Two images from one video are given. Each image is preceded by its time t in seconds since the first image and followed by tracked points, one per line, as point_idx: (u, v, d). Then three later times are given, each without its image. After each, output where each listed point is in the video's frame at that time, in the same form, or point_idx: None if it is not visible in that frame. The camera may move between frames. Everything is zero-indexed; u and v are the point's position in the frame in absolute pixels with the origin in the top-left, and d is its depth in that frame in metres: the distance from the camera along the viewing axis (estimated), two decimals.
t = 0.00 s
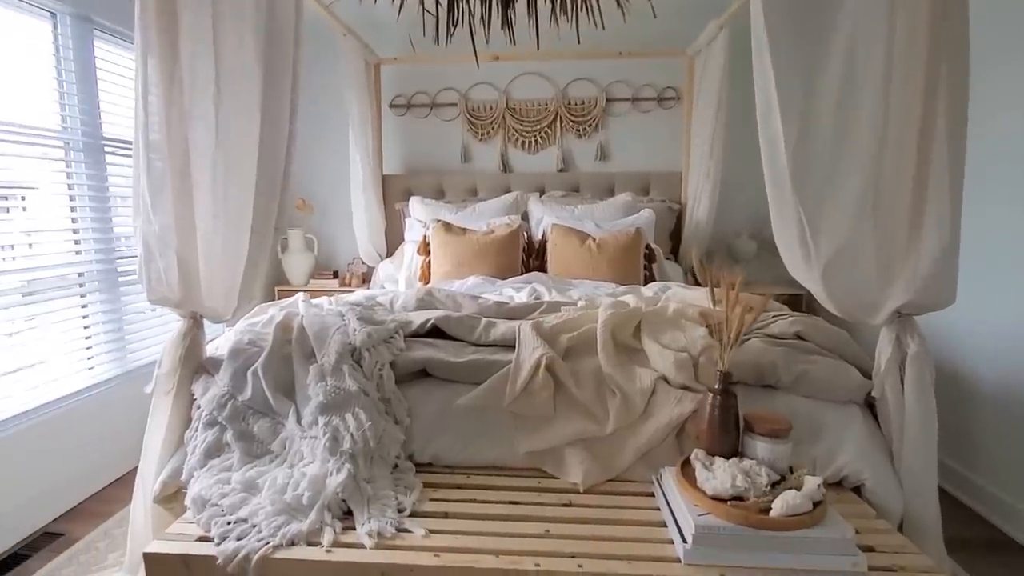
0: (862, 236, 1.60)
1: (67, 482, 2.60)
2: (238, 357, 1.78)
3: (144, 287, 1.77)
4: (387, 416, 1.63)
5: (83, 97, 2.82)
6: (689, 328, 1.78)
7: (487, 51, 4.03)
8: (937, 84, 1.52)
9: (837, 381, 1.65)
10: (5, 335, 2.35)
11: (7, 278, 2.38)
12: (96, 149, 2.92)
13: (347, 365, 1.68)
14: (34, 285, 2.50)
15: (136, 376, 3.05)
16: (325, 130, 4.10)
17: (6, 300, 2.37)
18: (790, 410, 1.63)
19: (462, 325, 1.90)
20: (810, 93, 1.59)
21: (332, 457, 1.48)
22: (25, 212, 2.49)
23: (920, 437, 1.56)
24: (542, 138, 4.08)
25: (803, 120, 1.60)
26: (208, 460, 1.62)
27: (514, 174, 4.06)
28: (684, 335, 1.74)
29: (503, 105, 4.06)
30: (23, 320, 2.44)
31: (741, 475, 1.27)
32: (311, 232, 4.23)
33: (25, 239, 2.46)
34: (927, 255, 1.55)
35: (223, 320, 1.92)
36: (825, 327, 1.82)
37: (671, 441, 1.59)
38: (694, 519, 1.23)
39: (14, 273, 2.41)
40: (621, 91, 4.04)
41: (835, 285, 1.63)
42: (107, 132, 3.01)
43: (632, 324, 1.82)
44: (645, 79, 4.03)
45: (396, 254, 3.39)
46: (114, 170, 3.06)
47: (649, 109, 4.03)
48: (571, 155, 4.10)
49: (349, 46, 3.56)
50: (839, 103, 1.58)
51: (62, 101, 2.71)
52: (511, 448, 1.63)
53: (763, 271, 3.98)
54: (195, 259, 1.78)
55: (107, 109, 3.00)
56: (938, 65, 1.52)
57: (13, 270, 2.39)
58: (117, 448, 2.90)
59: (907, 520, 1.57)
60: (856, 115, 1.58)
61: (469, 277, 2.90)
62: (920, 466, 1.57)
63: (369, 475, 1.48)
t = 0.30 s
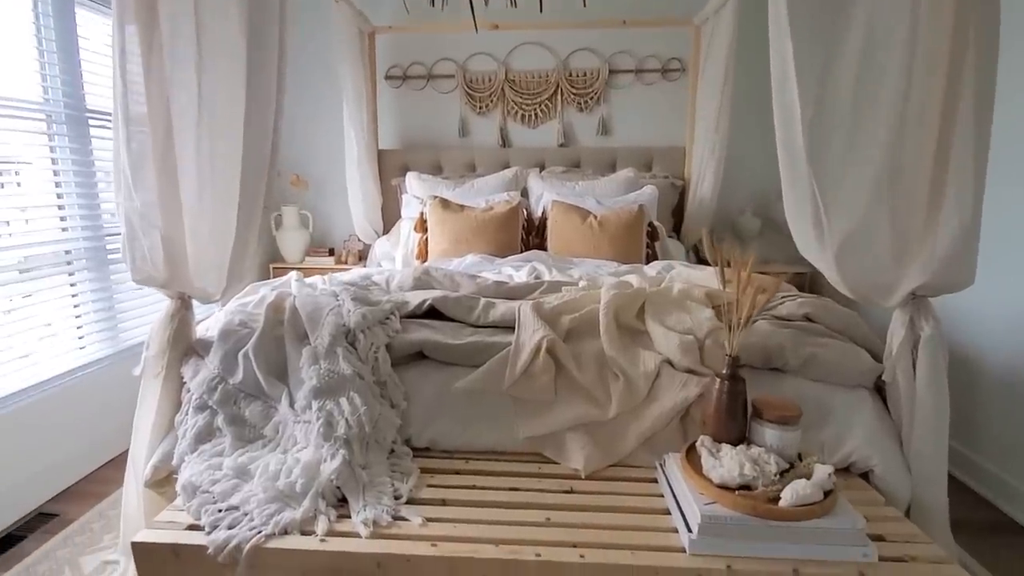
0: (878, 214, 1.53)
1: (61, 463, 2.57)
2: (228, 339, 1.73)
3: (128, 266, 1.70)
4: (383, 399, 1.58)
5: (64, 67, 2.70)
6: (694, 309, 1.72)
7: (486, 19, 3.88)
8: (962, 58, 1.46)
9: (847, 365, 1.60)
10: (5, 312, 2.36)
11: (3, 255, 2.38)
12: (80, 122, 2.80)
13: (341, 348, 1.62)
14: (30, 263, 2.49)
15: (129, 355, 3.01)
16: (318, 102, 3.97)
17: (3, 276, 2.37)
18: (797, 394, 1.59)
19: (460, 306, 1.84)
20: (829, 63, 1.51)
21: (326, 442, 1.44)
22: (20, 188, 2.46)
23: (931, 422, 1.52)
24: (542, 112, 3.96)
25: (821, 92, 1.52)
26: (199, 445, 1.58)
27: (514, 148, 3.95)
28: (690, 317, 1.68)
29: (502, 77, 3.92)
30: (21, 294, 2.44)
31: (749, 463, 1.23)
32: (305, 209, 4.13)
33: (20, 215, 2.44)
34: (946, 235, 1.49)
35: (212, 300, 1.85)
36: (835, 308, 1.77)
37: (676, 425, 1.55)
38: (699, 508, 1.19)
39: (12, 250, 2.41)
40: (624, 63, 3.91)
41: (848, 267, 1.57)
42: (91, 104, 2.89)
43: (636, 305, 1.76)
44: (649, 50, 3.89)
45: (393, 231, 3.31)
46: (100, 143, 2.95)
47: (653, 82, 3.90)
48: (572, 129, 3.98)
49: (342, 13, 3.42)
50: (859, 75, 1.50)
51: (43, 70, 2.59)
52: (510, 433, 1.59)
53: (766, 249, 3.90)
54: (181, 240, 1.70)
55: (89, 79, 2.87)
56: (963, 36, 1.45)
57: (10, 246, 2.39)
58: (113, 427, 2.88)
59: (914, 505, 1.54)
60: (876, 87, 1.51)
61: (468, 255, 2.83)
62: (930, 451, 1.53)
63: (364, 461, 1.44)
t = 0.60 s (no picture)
0: (899, 202, 1.47)
1: (53, 456, 2.51)
2: (220, 331, 1.66)
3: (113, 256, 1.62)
4: (382, 394, 1.52)
5: (48, 46, 2.59)
6: (705, 300, 1.66)
7: None
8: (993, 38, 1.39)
9: (863, 358, 1.55)
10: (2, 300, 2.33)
11: None
12: (65, 104, 2.69)
13: (338, 341, 1.55)
14: (25, 250, 2.46)
15: (120, 346, 2.93)
16: (312, 85, 3.86)
17: None
18: (812, 388, 1.54)
19: (461, 297, 1.77)
20: (852, 43, 1.43)
21: (323, 440, 1.38)
22: (13, 173, 2.42)
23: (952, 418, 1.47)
24: (542, 95, 3.85)
25: (844, 72, 1.44)
26: (189, 442, 1.52)
27: (513, 133, 3.85)
28: (700, 308, 1.62)
29: (502, 59, 3.81)
30: (16, 281, 2.41)
31: (767, 464, 1.17)
32: (299, 195, 4.03)
33: (14, 201, 2.41)
34: (971, 224, 1.43)
35: (203, 291, 1.78)
36: (850, 299, 1.71)
37: (686, 421, 1.49)
38: (714, 511, 1.14)
39: (6, 236, 2.38)
40: (627, 45, 3.79)
41: (867, 256, 1.50)
42: (76, 86, 2.77)
43: (644, 295, 1.69)
44: (653, 31, 3.78)
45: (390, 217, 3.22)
46: (85, 126, 2.83)
47: (657, 64, 3.80)
48: (573, 113, 3.88)
49: None
50: (885, 55, 1.43)
51: (25, 49, 2.48)
52: (514, 429, 1.53)
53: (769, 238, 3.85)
54: (168, 228, 1.62)
55: (73, 59, 2.75)
56: (994, 16, 1.38)
57: (5, 233, 2.36)
58: (106, 419, 2.82)
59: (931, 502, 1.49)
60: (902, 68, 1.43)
61: (467, 243, 2.75)
62: (949, 447, 1.48)
63: (363, 460, 1.38)
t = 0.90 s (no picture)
0: (921, 201, 1.41)
1: (39, 464, 2.41)
2: (209, 336, 1.58)
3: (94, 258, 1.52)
4: (380, 404, 1.45)
5: (30, 36, 2.47)
6: (717, 303, 1.59)
7: None
8: None
9: (883, 365, 1.49)
10: None
11: None
12: (48, 97, 2.58)
13: (334, 347, 1.48)
14: (13, 248, 2.38)
15: (107, 349, 2.82)
16: (306, 79, 3.76)
17: None
18: (831, 396, 1.48)
19: (462, 300, 1.69)
20: (874, 37, 1.38)
21: (318, 454, 1.30)
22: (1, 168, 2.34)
23: (977, 426, 1.42)
24: (541, 91, 3.77)
25: (865, 67, 1.38)
26: (177, 455, 1.44)
27: (512, 130, 3.76)
28: (713, 312, 1.55)
29: (500, 53, 3.73)
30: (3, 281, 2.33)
31: (792, 479, 1.11)
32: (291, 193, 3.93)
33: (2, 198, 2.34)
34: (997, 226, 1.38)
35: (191, 295, 1.69)
36: (867, 302, 1.65)
37: (700, 431, 1.43)
38: (738, 531, 1.07)
39: None
40: (628, 39, 3.72)
41: (886, 256, 1.45)
42: (59, 78, 2.66)
43: (654, 298, 1.62)
44: (654, 25, 3.71)
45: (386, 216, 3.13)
46: (69, 121, 2.72)
47: (658, 60, 3.73)
48: (573, 109, 3.80)
49: None
50: (907, 50, 1.38)
51: (5, 39, 2.37)
52: (521, 440, 1.46)
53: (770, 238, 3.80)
54: (153, 228, 1.53)
55: (56, 50, 2.64)
56: None
57: None
58: (93, 425, 2.72)
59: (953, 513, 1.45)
60: (926, 62, 1.38)
61: (466, 242, 2.67)
62: (973, 457, 1.43)
63: (361, 475, 1.31)
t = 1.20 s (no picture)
0: (943, 200, 1.36)
1: (20, 470, 2.32)
2: (196, 340, 1.50)
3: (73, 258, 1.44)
4: (378, 410, 1.38)
5: (10, 25, 2.37)
6: (728, 305, 1.54)
7: None
8: None
9: (901, 368, 1.44)
10: None
11: None
12: (29, 89, 2.47)
13: (328, 351, 1.40)
14: None
15: (90, 350, 2.73)
16: (298, 73, 3.67)
17: None
18: (847, 401, 1.43)
19: (463, 300, 1.63)
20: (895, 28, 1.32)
21: (312, 465, 1.23)
22: None
23: (998, 431, 1.40)
24: (539, 86, 3.70)
25: (885, 60, 1.33)
26: (161, 466, 1.36)
27: (509, 126, 3.69)
28: (724, 313, 1.49)
29: (496, 48, 3.65)
30: None
31: (816, 492, 1.05)
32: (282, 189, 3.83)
33: None
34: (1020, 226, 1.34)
35: (177, 296, 1.61)
36: (881, 303, 1.60)
37: (712, 438, 1.37)
38: (760, 548, 1.02)
39: None
40: (626, 34, 3.66)
41: (905, 255, 1.40)
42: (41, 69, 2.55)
43: (662, 299, 1.56)
44: (653, 20, 3.65)
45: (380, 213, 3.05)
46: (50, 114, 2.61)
47: (658, 55, 3.67)
48: (571, 105, 3.73)
49: None
50: (928, 43, 1.33)
51: None
52: (526, 447, 1.40)
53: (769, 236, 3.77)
54: (136, 225, 1.45)
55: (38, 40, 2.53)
56: None
57: None
58: (77, 429, 2.63)
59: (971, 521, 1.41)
60: (948, 56, 1.33)
61: (464, 241, 2.60)
62: (993, 463, 1.40)
63: (358, 487, 1.24)
